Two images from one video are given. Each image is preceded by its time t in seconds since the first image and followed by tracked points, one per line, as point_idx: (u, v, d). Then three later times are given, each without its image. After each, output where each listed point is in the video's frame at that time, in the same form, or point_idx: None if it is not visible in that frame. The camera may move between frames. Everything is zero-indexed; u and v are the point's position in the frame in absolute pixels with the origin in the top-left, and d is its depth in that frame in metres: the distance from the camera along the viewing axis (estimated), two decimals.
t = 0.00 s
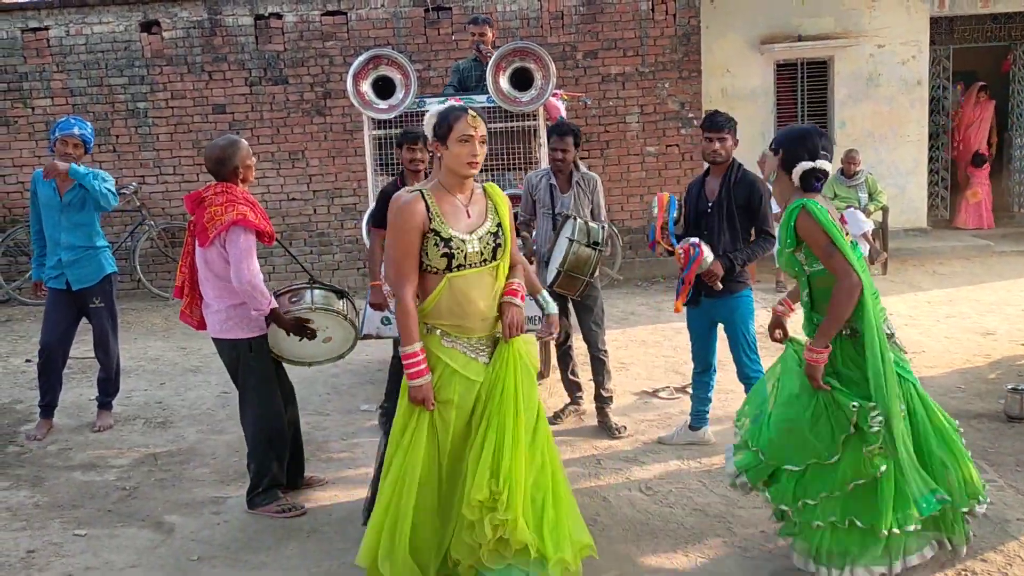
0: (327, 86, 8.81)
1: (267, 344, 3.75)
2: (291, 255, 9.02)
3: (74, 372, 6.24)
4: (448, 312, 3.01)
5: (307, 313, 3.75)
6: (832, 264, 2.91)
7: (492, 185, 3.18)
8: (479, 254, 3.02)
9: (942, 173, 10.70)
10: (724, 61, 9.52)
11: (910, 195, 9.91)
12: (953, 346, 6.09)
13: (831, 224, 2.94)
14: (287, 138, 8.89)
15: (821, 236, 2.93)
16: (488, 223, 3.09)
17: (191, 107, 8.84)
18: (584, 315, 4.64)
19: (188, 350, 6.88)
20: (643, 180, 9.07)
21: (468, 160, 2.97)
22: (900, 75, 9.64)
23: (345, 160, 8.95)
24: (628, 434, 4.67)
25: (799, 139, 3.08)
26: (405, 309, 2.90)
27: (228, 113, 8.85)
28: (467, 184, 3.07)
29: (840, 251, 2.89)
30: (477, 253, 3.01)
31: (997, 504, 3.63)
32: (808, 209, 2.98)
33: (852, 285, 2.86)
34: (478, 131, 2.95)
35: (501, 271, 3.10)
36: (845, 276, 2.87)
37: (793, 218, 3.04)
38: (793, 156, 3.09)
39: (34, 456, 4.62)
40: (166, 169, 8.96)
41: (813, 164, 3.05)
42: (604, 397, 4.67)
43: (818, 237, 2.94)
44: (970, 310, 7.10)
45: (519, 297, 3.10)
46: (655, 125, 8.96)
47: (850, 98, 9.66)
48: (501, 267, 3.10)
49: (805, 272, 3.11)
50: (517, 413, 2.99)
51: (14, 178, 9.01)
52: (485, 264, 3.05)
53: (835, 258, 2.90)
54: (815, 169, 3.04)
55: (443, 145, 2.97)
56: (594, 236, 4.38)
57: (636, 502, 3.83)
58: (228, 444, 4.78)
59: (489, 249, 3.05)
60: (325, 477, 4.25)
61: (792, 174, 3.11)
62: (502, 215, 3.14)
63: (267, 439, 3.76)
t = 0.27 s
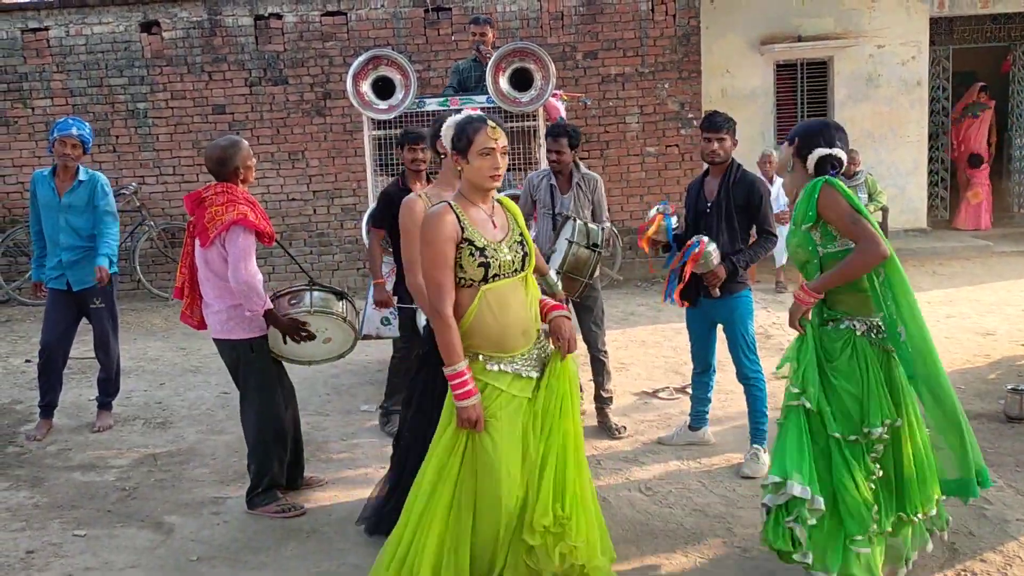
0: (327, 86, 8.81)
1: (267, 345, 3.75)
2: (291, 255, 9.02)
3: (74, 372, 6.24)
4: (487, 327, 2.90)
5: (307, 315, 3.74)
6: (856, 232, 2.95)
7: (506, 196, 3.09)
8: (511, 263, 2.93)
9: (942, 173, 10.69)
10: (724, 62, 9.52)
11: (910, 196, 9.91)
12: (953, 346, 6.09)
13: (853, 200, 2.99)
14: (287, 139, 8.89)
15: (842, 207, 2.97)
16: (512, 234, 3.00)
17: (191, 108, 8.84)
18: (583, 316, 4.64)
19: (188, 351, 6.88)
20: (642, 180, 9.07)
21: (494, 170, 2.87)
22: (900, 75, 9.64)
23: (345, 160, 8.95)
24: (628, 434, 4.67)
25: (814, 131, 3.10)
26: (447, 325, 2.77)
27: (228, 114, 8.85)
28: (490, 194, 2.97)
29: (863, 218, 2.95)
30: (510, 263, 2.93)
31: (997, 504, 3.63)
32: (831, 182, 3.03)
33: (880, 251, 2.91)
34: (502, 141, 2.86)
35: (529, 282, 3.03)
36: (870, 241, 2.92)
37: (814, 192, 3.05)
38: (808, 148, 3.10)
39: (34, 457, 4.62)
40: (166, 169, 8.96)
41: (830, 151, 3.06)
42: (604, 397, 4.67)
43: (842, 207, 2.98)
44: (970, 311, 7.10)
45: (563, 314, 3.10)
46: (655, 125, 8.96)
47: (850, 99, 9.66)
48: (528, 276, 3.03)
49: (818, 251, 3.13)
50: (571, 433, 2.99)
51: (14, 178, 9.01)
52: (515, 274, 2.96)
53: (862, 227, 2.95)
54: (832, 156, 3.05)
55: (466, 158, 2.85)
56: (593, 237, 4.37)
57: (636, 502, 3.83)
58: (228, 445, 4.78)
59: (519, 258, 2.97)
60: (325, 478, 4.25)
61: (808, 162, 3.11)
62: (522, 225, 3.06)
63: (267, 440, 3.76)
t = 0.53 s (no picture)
0: (327, 86, 8.81)
1: (267, 344, 3.76)
2: (291, 255, 9.02)
3: (74, 372, 6.24)
4: (506, 316, 2.85)
5: (307, 315, 3.76)
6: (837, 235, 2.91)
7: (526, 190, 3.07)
8: (531, 252, 2.89)
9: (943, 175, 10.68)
10: (724, 62, 9.52)
11: (910, 195, 9.91)
12: (953, 346, 6.09)
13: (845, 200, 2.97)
14: (287, 139, 8.89)
15: (833, 207, 2.94)
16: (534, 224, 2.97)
17: (191, 108, 8.84)
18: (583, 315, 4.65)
19: (188, 351, 6.88)
20: (643, 180, 9.07)
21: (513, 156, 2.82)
22: (899, 75, 9.64)
23: (345, 160, 8.95)
24: (628, 434, 4.67)
25: (838, 143, 3.07)
26: (461, 309, 2.70)
27: (228, 113, 8.85)
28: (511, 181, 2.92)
29: (843, 222, 2.91)
30: (530, 252, 2.88)
31: (996, 504, 3.63)
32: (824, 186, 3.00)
33: (853, 256, 2.88)
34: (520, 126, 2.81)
35: (549, 275, 2.98)
36: (843, 245, 2.89)
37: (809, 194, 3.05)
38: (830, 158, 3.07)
39: (34, 457, 4.62)
40: (166, 169, 8.96)
41: (853, 164, 3.03)
42: (604, 397, 4.67)
43: (832, 208, 2.95)
44: (970, 311, 7.10)
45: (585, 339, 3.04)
46: (656, 125, 8.96)
47: (850, 99, 9.65)
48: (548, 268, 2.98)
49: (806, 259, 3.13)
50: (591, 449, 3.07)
51: (14, 178, 9.01)
52: (536, 264, 2.92)
53: (845, 228, 2.91)
54: (856, 170, 3.03)
55: (487, 144, 2.81)
56: (594, 238, 4.37)
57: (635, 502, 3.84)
58: (228, 445, 4.79)
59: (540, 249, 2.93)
60: (325, 478, 4.26)
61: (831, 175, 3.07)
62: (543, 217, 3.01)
63: (267, 440, 3.75)
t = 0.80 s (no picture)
0: (327, 86, 8.81)
1: (267, 344, 3.76)
2: (291, 254, 9.02)
3: (73, 372, 6.24)
4: (498, 332, 2.83)
5: (308, 313, 3.80)
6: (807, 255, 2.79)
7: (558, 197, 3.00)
8: (539, 267, 2.83)
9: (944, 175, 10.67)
10: (724, 61, 9.52)
11: (910, 195, 9.91)
12: (954, 346, 6.09)
13: (838, 215, 2.75)
14: (287, 138, 8.89)
15: (814, 229, 2.79)
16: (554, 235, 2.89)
17: (191, 108, 8.84)
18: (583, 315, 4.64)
19: (188, 350, 6.89)
20: (643, 180, 9.07)
21: (523, 163, 2.79)
22: (899, 75, 9.64)
23: (345, 160, 8.95)
24: (627, 434, 4.67)
25: (866, 141, 2.78)
26: (452, 323, 2.70)
27: (228, 113, 8.85)
28: (531, 190, 2.89)
29: (811, 244, 2.78)
30: (536, 266, 2.83)
31: (996, 504, 3.63)
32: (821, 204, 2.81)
33: (796, 278, 2.79)
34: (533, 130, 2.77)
35: (566, 291, 2.92)
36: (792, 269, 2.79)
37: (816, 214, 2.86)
38: (858, 162, 2.81)
39: (34, 456, 4.62)
40: (166, 169, 8.96)
41: (886, 168, 2.75)
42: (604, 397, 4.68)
43: (813, 229, 2.79)
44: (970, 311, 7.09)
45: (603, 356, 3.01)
46: (656, 125, 8.96)
47: (850, 98, 9.65)
48: (564, 286, 2.90)
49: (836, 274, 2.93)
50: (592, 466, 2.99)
51: (14, 178, 9.01)
52: (546, 280, 2.86)
53: (811, 251, 2.77)
54: (889, 174, 2.75)
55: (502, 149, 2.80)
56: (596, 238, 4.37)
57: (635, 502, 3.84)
58: (228, 444, 4.79)
59: (552, 264, 2.85)
60: (325, 477, 4.26)
61: (864, 180, 2.83)
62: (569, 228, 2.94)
63: (267, 439, 3.75)
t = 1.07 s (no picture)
0: (327, 85, 8.81)
1: (268, 344, 3.76)
2: (290, 254, 9.02)
3: (72, 371, 6.24)
4: (477, 344, 2.75)
5: (308, 314, 3.78)
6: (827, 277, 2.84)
7: (575, 207, 2.69)
8: (512, 280, 2.67)
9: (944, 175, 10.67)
10: (724, 62, 9.52)
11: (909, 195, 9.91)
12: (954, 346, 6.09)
13: (850, 231, 2.77)
14: (287, 138, 8.88)
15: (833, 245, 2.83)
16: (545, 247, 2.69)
17: (191, 107, 8.84)
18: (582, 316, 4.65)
19: (187, 350, 6.89)
20: (642, 180, 9.07)
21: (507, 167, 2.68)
22: (899, 75, 9.64)
23: (344, 159, 8.94)
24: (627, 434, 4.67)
25: (884, 137, 2.74)
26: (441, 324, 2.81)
27: (227, 112, 8.84)
28: (530, 196, 2.74)
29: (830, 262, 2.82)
30: (510, 279, 2.67)
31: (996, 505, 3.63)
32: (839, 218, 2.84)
33: (817, 298, 2.83)
34: (513, 132, 2.64)
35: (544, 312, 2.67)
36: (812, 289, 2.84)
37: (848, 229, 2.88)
38: (881, 161, 2.77)
39: (33, 455, 4.62)
40: (165, 168, 8.95)
41: (911, 158, 2.68)
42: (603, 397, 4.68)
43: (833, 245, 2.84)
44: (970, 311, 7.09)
45: (607, 387, 2.60)
46: (655, 125, 8.96)
47: (849, 99, 9.66)
48: (547, 305, 2.66)
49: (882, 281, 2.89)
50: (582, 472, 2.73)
51: (13, 176, 9.00)
52: (522, 295, 2.67)
53: (828, 268, 2.82)
54: (914, 164, 2.68)
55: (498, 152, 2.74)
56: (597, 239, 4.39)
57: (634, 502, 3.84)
58: (226, 444, 4.78)
59: (528, 280, 2.65)
60: (324, 477, 4.26)
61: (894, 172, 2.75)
62: (569, 243, 2.66)
63: (266, 439, 3.75)
